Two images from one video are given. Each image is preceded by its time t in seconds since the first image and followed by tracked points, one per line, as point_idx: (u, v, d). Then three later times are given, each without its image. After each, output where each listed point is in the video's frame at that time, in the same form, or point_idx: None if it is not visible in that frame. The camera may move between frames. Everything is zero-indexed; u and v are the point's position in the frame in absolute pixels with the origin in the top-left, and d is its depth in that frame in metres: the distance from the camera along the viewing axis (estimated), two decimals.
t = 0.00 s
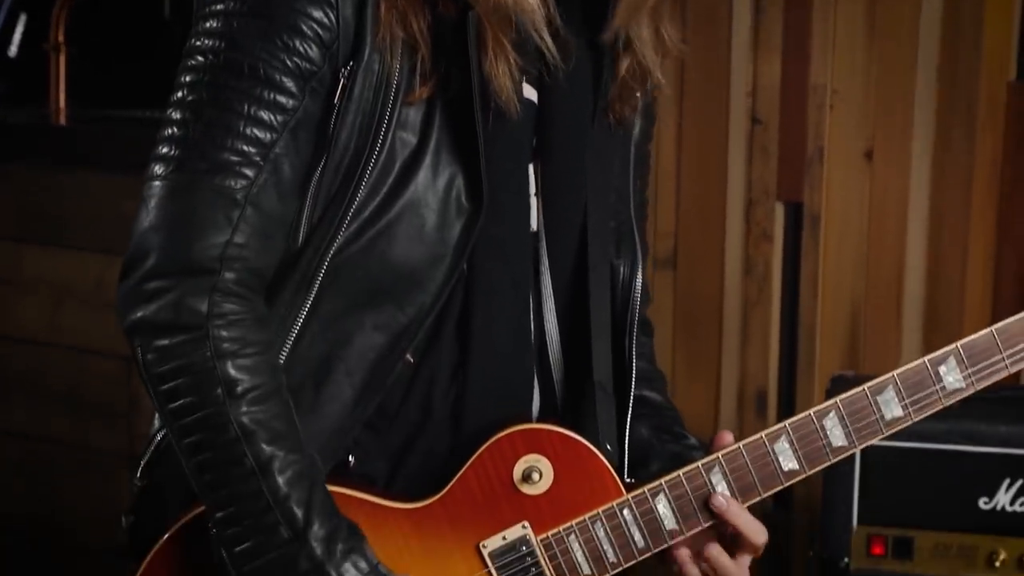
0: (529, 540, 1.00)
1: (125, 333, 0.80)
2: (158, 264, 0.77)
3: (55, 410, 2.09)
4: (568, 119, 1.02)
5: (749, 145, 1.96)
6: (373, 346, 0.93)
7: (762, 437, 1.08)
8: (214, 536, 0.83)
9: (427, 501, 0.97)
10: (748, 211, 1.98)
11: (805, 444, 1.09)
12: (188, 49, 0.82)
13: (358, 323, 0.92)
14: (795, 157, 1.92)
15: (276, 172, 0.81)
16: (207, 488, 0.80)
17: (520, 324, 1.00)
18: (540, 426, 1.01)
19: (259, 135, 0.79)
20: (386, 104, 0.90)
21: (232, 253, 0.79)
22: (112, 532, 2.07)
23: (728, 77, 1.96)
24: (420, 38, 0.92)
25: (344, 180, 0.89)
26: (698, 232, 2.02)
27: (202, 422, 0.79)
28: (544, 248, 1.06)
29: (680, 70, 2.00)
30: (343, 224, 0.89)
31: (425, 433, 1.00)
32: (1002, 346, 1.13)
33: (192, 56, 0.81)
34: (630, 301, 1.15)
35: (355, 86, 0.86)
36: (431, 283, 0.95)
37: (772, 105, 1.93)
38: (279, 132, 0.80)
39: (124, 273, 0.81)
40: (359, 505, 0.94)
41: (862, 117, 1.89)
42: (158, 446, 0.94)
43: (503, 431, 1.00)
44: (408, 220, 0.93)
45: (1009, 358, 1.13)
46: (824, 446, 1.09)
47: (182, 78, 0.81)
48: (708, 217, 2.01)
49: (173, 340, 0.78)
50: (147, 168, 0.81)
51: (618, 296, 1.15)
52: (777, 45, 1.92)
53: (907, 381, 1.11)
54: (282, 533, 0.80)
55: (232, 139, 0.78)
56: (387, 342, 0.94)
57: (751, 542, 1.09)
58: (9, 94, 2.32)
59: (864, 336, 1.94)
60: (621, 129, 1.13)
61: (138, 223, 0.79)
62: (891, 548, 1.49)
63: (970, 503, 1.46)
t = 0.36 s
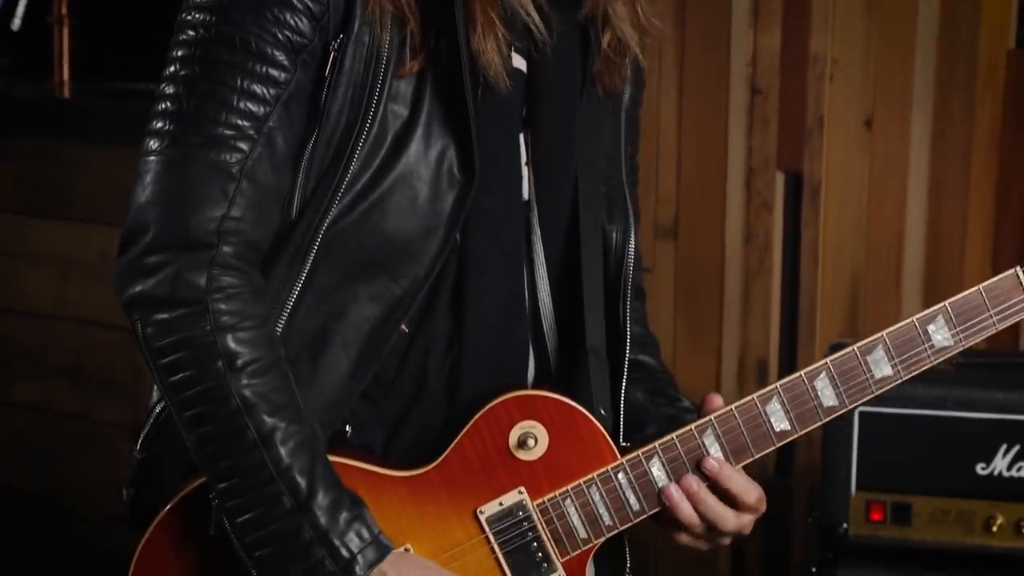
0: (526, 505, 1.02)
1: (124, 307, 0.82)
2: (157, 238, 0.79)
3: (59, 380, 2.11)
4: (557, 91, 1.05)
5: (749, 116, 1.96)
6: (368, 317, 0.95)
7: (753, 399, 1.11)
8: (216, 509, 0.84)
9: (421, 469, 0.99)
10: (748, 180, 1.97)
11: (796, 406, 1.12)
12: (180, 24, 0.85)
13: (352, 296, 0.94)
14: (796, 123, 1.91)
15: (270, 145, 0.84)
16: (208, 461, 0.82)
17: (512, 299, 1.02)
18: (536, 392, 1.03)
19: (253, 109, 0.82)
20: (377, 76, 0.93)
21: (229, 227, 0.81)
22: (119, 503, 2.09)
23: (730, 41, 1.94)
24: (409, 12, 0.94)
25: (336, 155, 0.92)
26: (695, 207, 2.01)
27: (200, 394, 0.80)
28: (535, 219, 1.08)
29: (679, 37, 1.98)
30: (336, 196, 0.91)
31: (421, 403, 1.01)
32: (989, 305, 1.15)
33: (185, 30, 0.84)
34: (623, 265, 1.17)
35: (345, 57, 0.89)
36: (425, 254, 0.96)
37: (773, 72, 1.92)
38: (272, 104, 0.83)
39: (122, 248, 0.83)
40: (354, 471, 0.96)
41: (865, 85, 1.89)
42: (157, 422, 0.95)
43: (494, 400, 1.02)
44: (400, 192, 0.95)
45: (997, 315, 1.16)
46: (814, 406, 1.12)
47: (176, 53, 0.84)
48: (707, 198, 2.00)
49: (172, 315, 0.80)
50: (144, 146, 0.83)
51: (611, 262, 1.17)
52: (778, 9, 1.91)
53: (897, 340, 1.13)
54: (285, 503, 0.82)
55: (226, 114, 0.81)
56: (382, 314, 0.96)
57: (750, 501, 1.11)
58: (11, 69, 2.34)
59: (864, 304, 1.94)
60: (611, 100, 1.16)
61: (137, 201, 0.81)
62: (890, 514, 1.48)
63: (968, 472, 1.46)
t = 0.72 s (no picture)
0: (531, 475, 1.04)
1: (129, 279, 0.87)
2: (160, 213, 0.84)
3: (70, 353, 2.13)
4: (562, 59, 1.07)
5: (758, 86, 1.95)
6: (374, 289, 0.98)
7: (758, 370, 1.12)
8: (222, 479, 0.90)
9: (427, 440, 1.01)
10: (757, 151, 1.97)
11: (802, 376, 1.13)
12: None
13: (359, 267, 0.97)
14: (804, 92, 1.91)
15: (271, 119, 0.87)
16: (212, 433, 0.88)
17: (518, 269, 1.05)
18: (539, 363, 1.05)
19: (253, 83, 0.86)
20: (379, 47, 0.95)
21: (230, 200, 0.86)
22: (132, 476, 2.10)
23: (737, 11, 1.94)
24: None
25: (339, 128, 0.95)
26: (703, 179, 2.01)
27: (201, 367, 0.86)
28: (540, 187, 1.10)
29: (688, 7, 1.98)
30: (339, 169, 0.94)
31: (429, 372, 1.03)
32: (994, 276, 1.18)
33: (186, 5, 0.88)
34: (627, 235, 1.18)
35: (345, 30, 0.92)
36: (430, 225, 0.99)
37: (781, 41, 1.92)
38: (273, 78, 0.87)
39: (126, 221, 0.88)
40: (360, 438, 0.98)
41: (873, 50, 1.87)
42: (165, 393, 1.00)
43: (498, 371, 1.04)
44: (404, 163, 0.98)
45: (1002, 286, 1.19)
46: (819, 376, 1.14)
47: (177, 28, 0.88)
48: (716, 173, 2.00)
49: (174, 290, 0.85)
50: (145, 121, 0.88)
51: (615, 232, 1.19)
52: None
53: (903, 312, 1.16)
54: (286, 474, 0.87)
55: (226, 89, 0.85)
56: (388, 285, 0.98)
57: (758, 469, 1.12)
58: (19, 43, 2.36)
59: (871, 274, 1.93)
60: (615, 66, 1.17)
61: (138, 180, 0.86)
62: (896, 481, 1.50)
63: (972, 439, 1.48)
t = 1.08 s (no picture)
0: (551, 412, 1.07)
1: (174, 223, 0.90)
2: (210, 151, 0.88)
3: (88, 321, 2.14)
4: None
5: (771, 55, 1.93)
6: (412, 218, 0.99)
7: (763, 287, 1.16)
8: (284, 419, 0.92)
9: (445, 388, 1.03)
10: (770, 118, 1.94)
11: (806, 287, 1.17)
12: None
13: (393, 195, 0.98)
14: (817, 59, 1.88)
15: (304, 51, 0.91)
16: (274, 369, 0.90)
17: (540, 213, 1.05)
18: (550, 302, 1.06)
19: (285, 14, 0.90)
20: None
21: (267, 132, 0.89)
22: (147, 443, 2.11)
23: None
24: None
25: (369, 48, 0.95)
26: (716, 143, 1.99)
27: (260, 300, 0.89)
28: (577, 114, 1.12)
29: None
30: (367, 97, 0.95)
31: (457, 309, 1.05)
32: (985, 171, 1.21)
33: None
34: (658, 171, 1.16)
35: None
36: (461, 153, 1.00)
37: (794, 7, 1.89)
38: (303, 9, 0.90)
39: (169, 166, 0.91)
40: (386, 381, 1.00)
41: (884, 25, 1.87)
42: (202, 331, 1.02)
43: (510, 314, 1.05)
44: (435, 88, 0.98)
45: (993, 178, 1.22)
46: (822, 287, 1.17)
47: None
48: (729, 144, 1.98)
49: (230, 226, 0.88)
50: (180, 58, 0.92)
51: (647, 165, 1.16)
52: None
53: (897, 215, 1.19)
54: (355, 402, 0.91)
55: (258, 22, 0.89)
56: (425, 216, 1.00)
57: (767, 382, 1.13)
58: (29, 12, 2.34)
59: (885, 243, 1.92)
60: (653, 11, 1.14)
61: (183, 121, 0.89)
62: (907, 446, 1.50)
63: (983, 404, 1.48)
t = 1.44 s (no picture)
0: (598, 362, 1.10)
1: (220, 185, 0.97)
2: (241, 120, 0.93)
3: (103, 286, 2.15)
4: None
5: (788, 17, 1.88)
6: (465, 172, 1.04)
7: (812, 241, 1.16)
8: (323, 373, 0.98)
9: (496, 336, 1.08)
10: (786, 82, 1.90)
11: (856, 243, 1.18)
12: None
13: (444, 154, 1.03)
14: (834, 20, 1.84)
15: (338, 18, 0.93)
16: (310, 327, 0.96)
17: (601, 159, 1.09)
18: (596, 255, 1.08)
19: None
20: None
21: (294, 102, 0.92)
22: (161, 408, 2.11)
23: None
24: None
25: (410, 16, 1.00)
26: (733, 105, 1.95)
27: (294, 260, 0.95)
28: (642, 54, 1.14)
29: None
30: (414, 57, 0.99)
31: (513, 258, 1.10)
32: None
33: None
34: (731, 105, 1.16)
35: None
36: (504, 109, 1.04)
37: None
38: None
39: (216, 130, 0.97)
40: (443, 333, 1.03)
41: None
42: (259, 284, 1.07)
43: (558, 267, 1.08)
44: (480, 46, 1.02)
45: None
46: (875, 242, 1.18)
47: None
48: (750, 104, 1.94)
49: (262, 191, 0.94)
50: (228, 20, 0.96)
51: (720, 96, 1.16)
52: None
53: (953, 169, 1.20)
54: (386, 355, 0.96)
55: None
56: (478, 169, 1.05)
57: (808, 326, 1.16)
58: None
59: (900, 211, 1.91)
60: None
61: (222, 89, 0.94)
62: (921, 413, 1.50)
63: (998, 370, 1.48)
